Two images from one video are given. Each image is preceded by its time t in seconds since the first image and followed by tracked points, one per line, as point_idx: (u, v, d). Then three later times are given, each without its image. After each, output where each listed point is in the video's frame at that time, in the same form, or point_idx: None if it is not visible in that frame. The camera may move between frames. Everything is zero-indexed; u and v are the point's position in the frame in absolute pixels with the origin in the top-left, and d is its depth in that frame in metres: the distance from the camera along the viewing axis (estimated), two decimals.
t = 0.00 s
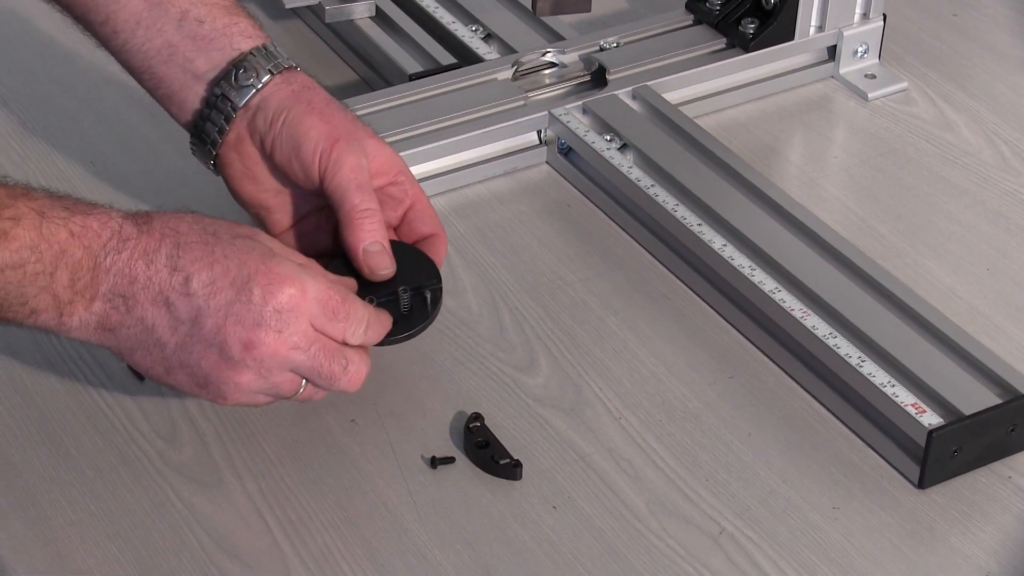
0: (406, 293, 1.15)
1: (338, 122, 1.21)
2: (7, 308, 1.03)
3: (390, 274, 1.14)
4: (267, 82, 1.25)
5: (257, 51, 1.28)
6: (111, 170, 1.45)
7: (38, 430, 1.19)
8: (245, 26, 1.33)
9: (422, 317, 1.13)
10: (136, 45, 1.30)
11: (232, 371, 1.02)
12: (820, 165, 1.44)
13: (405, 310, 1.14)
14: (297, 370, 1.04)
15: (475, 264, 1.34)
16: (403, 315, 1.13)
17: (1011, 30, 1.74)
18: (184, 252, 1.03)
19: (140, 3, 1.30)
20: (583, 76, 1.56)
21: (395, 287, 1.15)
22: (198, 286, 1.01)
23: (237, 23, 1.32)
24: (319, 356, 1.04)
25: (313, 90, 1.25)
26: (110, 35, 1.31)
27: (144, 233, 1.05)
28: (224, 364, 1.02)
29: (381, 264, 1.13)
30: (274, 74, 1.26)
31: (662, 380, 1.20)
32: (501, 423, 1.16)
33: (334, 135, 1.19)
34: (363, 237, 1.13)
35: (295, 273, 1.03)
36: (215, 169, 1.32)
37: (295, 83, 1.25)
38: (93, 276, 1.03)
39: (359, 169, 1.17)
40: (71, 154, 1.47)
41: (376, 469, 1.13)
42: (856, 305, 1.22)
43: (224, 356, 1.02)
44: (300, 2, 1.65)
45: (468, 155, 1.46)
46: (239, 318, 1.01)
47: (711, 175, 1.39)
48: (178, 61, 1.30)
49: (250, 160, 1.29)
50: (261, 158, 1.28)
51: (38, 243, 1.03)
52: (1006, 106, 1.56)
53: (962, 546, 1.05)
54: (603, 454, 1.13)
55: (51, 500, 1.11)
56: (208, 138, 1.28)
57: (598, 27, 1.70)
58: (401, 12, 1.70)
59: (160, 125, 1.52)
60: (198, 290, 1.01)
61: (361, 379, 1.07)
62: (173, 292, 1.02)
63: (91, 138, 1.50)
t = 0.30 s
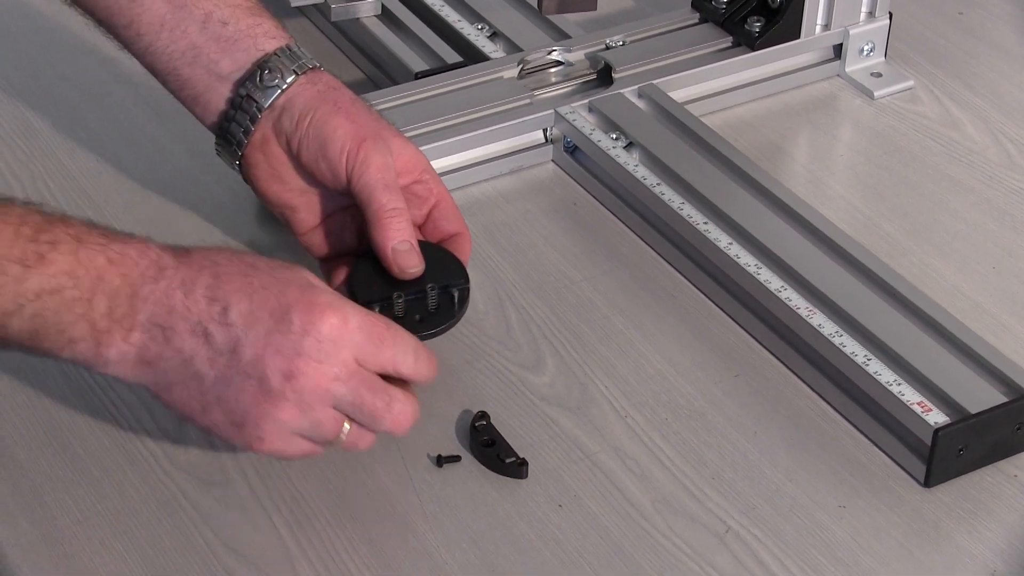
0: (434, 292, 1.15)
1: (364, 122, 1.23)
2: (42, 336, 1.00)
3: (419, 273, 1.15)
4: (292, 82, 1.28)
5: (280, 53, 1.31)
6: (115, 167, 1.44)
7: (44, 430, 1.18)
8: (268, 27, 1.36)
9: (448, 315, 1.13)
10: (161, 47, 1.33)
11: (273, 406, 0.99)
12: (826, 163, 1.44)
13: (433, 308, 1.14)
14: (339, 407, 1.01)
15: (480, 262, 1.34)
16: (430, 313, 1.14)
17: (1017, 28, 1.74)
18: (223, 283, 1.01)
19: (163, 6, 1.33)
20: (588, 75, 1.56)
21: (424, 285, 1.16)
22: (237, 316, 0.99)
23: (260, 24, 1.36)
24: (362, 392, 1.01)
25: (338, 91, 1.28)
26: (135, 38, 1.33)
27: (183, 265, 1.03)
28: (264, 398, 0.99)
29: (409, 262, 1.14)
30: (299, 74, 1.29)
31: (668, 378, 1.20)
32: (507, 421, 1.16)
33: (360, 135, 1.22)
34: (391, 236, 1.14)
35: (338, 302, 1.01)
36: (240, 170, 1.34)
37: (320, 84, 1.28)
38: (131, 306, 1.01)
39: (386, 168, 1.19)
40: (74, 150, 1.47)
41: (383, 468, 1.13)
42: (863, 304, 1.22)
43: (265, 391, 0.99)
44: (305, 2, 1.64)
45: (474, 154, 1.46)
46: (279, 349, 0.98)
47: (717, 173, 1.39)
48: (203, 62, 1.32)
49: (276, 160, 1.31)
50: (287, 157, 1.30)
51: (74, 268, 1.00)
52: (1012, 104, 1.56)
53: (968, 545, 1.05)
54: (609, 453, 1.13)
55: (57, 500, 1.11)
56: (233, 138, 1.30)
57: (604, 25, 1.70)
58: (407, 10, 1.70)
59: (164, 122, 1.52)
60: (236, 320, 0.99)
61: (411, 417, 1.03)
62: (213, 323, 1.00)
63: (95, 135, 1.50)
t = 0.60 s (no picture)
0: (471, 289, 1.15)
1: (397, 121, 1.24)
2: (174, 365, 0.98)
3: (455, 270, 1.16)
4: (324, 83, 1.29)
5: (311, 53, 1.31)
6: (119, 164, 1.44)
7: (49, 428, 1.18)
8: (299, 28, 1.36)
9: (485, 314, 1.14)
10: (191, 50, 1.33)
11: (413, 421, 0.97)
12: (831, 162, 1.44)
13: (469, 306, 1.14)
14: (472, 423, 1.00)
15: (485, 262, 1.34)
16: (466, 311, 1.14)
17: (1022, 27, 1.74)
18: (343, 310, 1.02)
19: (194, 8, 1.33)
20: (593, 74, 1.55)
21: (460, 282, 1.16)
22: (364, 332, 1.00)
23: (291, 25, 1.36)
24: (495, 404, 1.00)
25: (370, 90, 1.28)
26: (165, 40, 1.34)
27: (301, 297, 1.04)
28: (403, 412, 0.97)
29: (445, 259, 1.15)
30: (331, 75, 1.29)
31: (673, 377, 1.20)
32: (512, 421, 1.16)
33: (393, 134, 1.22)
34: (428, 234, 1.15)
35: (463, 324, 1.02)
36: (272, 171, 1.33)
37: (352, 84, 1.28)
38: (257, 334, 1.00)
39: (420, 167, 1.20)
40: (77, 147, 1.47)
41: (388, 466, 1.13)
42: (868, 303, 1.22)
43: (401, 408, 0.97)
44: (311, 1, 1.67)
45: (478, 153, 1.46)
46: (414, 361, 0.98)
47: (722, 172, 1.39)
48: (236, 64, 1.33)
49: (309, 160, 1.30)
50: (320, 157, 1.30)
51: (199, 294, 1.00)
52: (1017, 103, 1.56)
53: (972, 544, 1.05)
54: (614, 452, 1.13)
55: (62, 498, 1.11)
56: (266, 139, 1.30)
57: (610, 24, 1.71)
58: (413, 9, 1.70)
59: (169, 120, 1.52)
60: (363, 339, 0.99)
61: (543, 430, 1.02)
62: (343, 341, 0.99)
63: (98, 132, 1.49)
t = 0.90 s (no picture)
0: (487, 288, 1.15)
1: (413, 120, 1.24)
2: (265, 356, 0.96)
3: (471, 269, 1.15)
4: (341, 82, 1.28)
5: (327, 53, 1.31)
6: (122, 163, 1.44)
7: (53, 428, 1.18)
8: (314, 27, 1.36)
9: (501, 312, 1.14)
10: (207, 50, 1.32)
11: (490, 396, 0.99)
12: (835, 162, 1.44)
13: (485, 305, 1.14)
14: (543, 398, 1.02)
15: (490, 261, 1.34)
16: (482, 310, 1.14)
17: None
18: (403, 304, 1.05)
19: (209, 7, 1.32)
20: (598, 72, 1.55)
21: (476, 280, 1.15)
22: (428, 320, 1.03)
23: (306, 25, 1.36)
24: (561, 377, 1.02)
25: (385, 89, 1.28)
26: (179, 39, 1.32)
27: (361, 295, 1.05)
28: (482, 386, 1.00)
29: (462, 258, 1.14)
30: (347, 74, 1.29)
31: (677, 377, 1.20)
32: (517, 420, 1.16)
33: (410, 133, 1.22)
34: (444, 232, 1.16)
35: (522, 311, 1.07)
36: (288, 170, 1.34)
37: (368, 83, 1.28)
38: (333, 327, 1.00)
39: (437, 166, 1.20)
40: (80, 145, 1.47)
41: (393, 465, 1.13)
42: (873, 302, 1.22)
43: (477, 384, 1.00)
44: None
45: (483, 151, 1.46)
46: (481, 336, 1.01)
47: (726, 172, 1.39)
48: (250, 64, 1.33)
49: (324, 159, 1.30)
50: (335, 156, 1.30)
51: (274, 288, 1.00)
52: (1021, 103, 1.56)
53: (976, 543, 1.05)
54: (618, 452, 1.13)
55: (66, 498, 1.11)
56: (282, 138, 1.30)
57: (613, 23, 1.71)
58: (416, 8, 1.70)
59: (172, 119, 1.52)
60: (432, 323, 1.02)
61: (605, 399, 1.04)
62: (411, 327, 1.02)
63: (101, 131, 1.49)
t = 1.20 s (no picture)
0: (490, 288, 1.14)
1: (419, 120, 1.24)
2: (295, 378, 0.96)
3: (476, 269, 1.14)
4: (346, 83, 1.28)
5: (333, 53, 1.31)
6: (125, 163, 1.44)
7: (56, 428, 1.18)
8: (320, 28, 1.36)
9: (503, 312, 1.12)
10: (213, 51, 1.32)
11: (529, 427, 0.99)
12: (838, 161, 1.44)
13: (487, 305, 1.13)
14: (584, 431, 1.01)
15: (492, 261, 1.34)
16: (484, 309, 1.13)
17: None
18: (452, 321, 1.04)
19: (215, 8, 1.32)
20: (601, 71, 1.56)
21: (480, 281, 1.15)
22: (474, 343, 1.01)
23: (312, 25, 1.36)
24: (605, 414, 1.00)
25: (391, 90, 1.28)
26: (185, 40, 1.32)
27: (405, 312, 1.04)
28: (521, 419, 0.99)
29: (467, 258, 1.14)
30: (353, 74, 1.29)
31: (680, 377, 1.20)
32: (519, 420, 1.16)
33: (416, 132, 1.22)
34: (450, 232, 1.15)
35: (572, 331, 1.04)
36: (292, 171, 1.34)
37: (374, 83, 1.28)
38: (371, 348, 1.00)
39: (443, 165, 1.20)
40: (83, 145, 1.47)
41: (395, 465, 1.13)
42: (875, 302, 1.22)
43: (519, 417, 0.99)
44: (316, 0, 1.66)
45: (486, 151, 1.46)
46: (526, 366, 1.00)
47: (729, 172, 1.39)
48: (257, 64, 1.33)
49: (329, 160, 1.30)
50: (340, 157, 1.30)
51: (315, 307, 0.99)
52: None
53: (979, 543, 1.05)
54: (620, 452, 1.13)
55: (70, 497, 1.11)
56: (287, 139, 1.30)
57: (616, 23, 1.70)
58: (419, 8, 1.70)
59: (174, 119, 1.52)
60: (476, 347, 1.01)
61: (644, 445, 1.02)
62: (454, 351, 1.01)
63: (104, 130, 1.49)
